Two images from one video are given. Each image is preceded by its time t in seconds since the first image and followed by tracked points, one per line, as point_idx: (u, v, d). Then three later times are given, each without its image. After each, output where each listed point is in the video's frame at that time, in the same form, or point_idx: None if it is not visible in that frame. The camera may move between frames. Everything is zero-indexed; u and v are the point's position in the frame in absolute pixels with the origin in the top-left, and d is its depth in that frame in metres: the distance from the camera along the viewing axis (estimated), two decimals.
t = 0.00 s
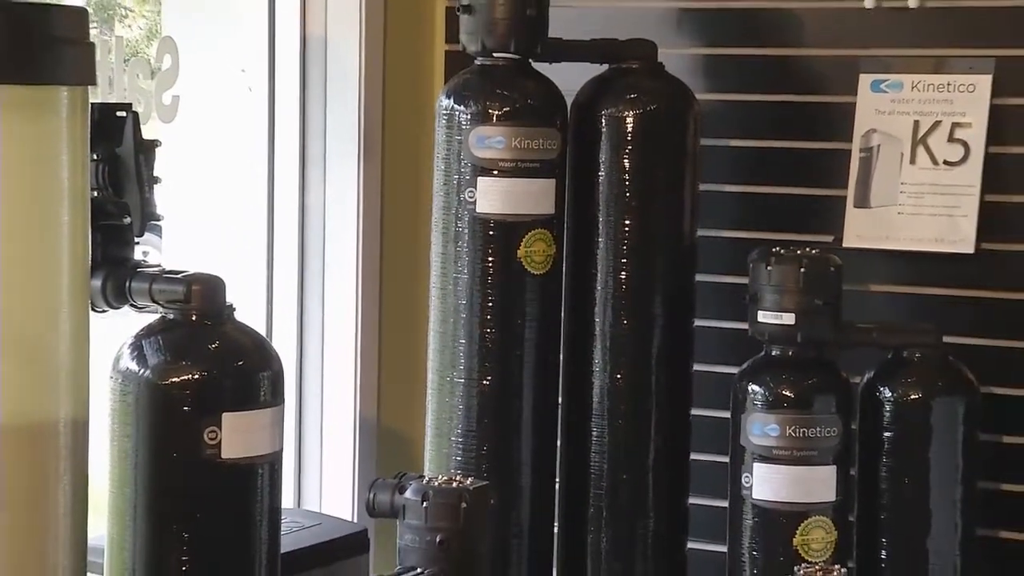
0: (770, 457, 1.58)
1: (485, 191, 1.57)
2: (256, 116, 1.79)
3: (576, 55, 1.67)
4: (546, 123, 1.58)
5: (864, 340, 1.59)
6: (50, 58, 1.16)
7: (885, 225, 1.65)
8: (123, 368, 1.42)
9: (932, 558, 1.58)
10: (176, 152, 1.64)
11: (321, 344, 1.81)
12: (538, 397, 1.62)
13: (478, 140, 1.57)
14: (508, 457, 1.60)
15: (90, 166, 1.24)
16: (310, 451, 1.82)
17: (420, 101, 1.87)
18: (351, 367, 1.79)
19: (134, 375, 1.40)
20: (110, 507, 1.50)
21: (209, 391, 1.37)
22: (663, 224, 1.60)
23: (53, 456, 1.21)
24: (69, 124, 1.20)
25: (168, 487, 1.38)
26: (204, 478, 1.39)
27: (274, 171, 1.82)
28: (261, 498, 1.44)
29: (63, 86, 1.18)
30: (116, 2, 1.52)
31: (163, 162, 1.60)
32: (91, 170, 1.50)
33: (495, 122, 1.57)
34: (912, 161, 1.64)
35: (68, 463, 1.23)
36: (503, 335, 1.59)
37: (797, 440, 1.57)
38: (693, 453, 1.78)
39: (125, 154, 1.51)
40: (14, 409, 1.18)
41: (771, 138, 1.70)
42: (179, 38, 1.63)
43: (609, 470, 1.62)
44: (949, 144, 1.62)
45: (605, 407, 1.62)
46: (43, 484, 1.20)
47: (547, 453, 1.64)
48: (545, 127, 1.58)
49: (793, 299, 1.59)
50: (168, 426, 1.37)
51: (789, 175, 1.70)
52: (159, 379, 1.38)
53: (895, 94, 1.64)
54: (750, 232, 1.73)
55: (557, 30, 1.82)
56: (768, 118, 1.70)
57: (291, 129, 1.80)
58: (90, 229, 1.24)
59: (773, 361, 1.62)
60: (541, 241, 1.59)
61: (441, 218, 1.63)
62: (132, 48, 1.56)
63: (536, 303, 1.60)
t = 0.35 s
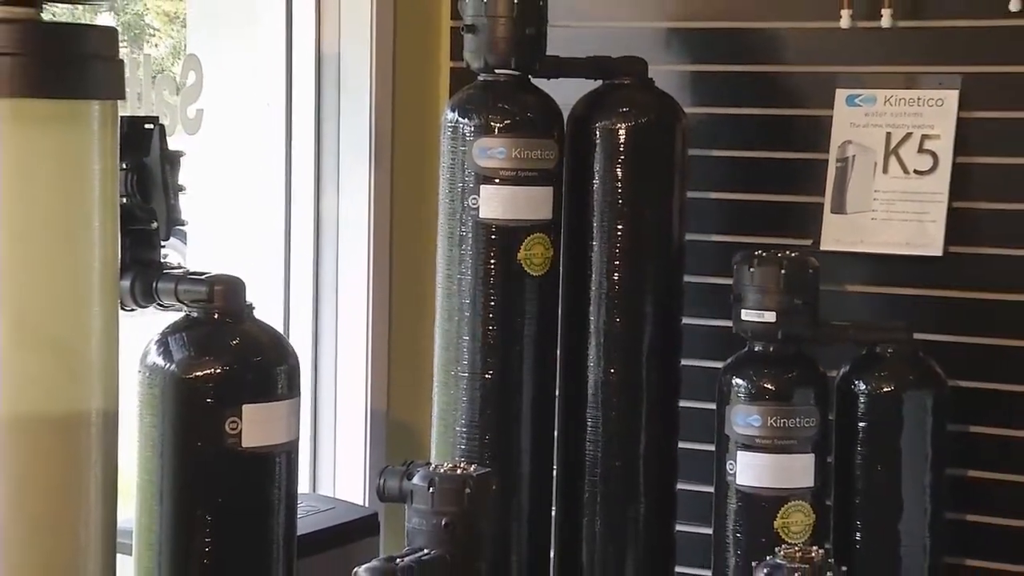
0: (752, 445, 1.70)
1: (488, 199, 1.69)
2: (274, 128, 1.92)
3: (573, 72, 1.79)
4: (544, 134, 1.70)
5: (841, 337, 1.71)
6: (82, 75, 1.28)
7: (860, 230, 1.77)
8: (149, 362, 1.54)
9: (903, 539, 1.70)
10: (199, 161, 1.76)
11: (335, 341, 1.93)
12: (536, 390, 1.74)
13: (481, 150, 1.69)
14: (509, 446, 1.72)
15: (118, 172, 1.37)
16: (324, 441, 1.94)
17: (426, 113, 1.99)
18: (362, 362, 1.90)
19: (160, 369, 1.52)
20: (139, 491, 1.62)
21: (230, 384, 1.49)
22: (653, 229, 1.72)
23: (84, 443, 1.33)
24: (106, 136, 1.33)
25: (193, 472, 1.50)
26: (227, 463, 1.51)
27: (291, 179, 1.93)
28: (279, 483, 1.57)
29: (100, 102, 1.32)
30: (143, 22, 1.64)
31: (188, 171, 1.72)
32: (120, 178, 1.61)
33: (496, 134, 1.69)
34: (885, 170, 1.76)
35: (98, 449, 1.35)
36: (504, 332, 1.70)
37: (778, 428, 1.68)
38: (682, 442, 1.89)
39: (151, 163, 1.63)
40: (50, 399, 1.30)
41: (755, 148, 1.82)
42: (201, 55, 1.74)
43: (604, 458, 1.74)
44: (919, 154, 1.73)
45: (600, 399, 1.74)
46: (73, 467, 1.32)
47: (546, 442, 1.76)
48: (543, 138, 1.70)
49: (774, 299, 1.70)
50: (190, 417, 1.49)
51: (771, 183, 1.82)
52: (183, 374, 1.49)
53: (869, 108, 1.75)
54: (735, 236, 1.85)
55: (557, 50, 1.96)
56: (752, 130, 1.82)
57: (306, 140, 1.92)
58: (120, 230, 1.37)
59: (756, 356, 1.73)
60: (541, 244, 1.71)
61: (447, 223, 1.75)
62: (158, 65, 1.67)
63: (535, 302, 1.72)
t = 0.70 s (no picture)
0: (737, 434, 1.81)
1: (489, 205, 1.82)
2: (291, 138, 2.05)
3: (569, 87, 1.92)
4: (542, 145, 1.83)
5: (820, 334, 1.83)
6: (114, 88, 1.36)
7: (837, 234, 1.90)
8: (176, 358, 1.68)
9: (876, 522, 1.82)
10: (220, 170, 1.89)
11: (347, 338, 2.06)
12: (535, 383, 1.87)
13: (483, 160, 1.81)
14: (510, 435, 1.84)
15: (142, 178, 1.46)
16: (338, 431, 2.08)
17: (432, 124, 2.12)
18: (372, 357, 2.03)
19: (186, 364, 1.65)
20: (164, 477, 1.74)
21: (250, 378, 1.62)
22: (643, 234, 1.85)
23: (115, 434, 1.40)
24: (133, 145, 1.42)
25: (217, 459, 1.63)
26: (249, 451, 1.64)
27: (305, 186, 2.06)
28: (296, 470, 1.70)
29: (129, 115, 1.41)
30: (170, 42, 1.77)
31: (211, 179, 1.85)
32: (148, 185, 1.73)
33: (497, 145, 1.81)
34: (860, 179, 1.89)
35: (127, 440, 1.42)
36: (505, 329, 1.83)
37: (760, 419, 1.80)
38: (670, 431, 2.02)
39: (176, 172, 1.75)
40: (86, 393, 1.37)
41: (738, 158, 1.96)
42: (223, 71, 1.87)
43: (598, 447, 1.87)
44: (891, 163, 1.86)
45: (595, 391, 1.87)
46: (105, 458, 1.39)
47: (545, 431, 1.89)
48: (541, 149, 1.83)
49: (757, 299, 1.82)
50: (213, 408, 1.62)
51: (754, 190, 1.95)
52: (206, 367, 1.63)
53: (845, 120, 1.88)
54: (720, 239, 1.98)
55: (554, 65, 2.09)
56: (736, 140, 1.96)
57: (321, 150, 2.06)
58: (145, 234, 1.45)
59: (740, 351, 1.85)
60: (539, 247, 1.84)
61: (452, 228, 1.87)
62: (183, 82, 1.80)
63: (533, 302, 1.85)
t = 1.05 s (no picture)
0: (722, 425, 1.94)
1: (492, 211, 1.95)
2: (306, 146, 2.19)
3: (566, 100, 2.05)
4: (541, 155, 1.96)
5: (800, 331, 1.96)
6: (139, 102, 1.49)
7: (816, 238, 2.03)
8: (199, 353, 1.81)
9: (852, 506, 1.96)
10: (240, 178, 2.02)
11: (358, 335, 2.20)
12: (535, 376, 2.00)
13: (486, 168, 1.94)
14: (512, 425, 1.98)
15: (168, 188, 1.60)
16: (351, 422, 2.21)
17: (438, 133, 2.26)
18: (382, 353, 2.17)
19: (208, 358, 1.78)
20: (188, 464, 1.87)
21: (268, 372, 1.76)
22: (634, 237, 1.99)
23: (142, 424, 1.54)
24: (160, 156, 1.56)
25: (238, 447, 1.77)
26: (268, 440, 1.77)
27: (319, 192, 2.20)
28: (311, 457, 1.83)
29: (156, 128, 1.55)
30: (195, 60, 1.90)
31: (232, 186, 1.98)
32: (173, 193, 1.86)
33: (499, 154, 1.94)
34: (837, 186, 2.02)
35: (153, 428, 1.56)
36: (506, 327, 1.96)
37: (744, 410, 1.92)
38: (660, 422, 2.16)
39: (200, 180, 1.88)
40: (115, 383, 1.51)
41: (724, 166, 2.09)
42: (243, 87, 2.01)
43: (593, 436, 2.01)
44: (866, 172, 1.99)
45: (590, 383, 2.01)
46: (133, 445, 1.53)
47: (545, 421, 2.03)
48: (540, 158, 1.96)
49: (741, 298, 1.95)
50: (235, 399, 1.76)
51: (738, 196, 2.09)
52: (227, 362, 1.76)
53: (823, 132, 2.02)
54: (707, 243, 2.12)
55: (552, 79, 2.22)
56: (722, 150, 2.10)
57: (333, 158, 2.19)
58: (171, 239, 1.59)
59: (725, 347, 1.98)
60: (537, 250, 1.97)
61: (456, 233, 2.00)
62: (207, 96, 1.93)
63: (533, 301, 1.98)
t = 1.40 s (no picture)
0: (708, 416, 2.08)
1: (494, 216, 2.08)
2: (320, 153, 2.33)
3: (562, 113, 2.19)
4: (540, 164, 2.10)
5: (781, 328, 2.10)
6: (163, 115, 1.64)
7: (797, 242, 2.17)
8: (220, 350, 1.95)
9: (830, 491, 2.10)
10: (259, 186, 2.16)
11: (368, 331, 2.34)
12: (535, 370, 2.14)
13: (488, 176, 2.08)
14: (513, 416, 2.12)
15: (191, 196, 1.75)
16: (361, 413, 2.36)
17: (444, 145, 2.42)
18: (391, 348, 2.31)
19: (229, 353, 1.93)
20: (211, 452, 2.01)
21: (284, 368, 1.90)
22: (626, 240, 2.13)
23: (166, 415, 1.69)
24: (183, 166, 1.71)
25: (257, 436, 1.91)
26: (287, 429, 1.91)
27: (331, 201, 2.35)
28: (325, 445, 1.97)
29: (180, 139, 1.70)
30: (218, 75, 2.05)
31: (252, 194, 2.12)
32: (197, 200, 1.99)
33: (501, 163, 2.07)
34: (816, 194, 2.16)
35: (175, 418, 1.71)
36: (506, 324, 2.10)
37: (729, 402, 2.06)
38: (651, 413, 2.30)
39: (222, 188, 2.02)
40: (142, 377, 1.66)
41: (711, 175, 2.24)
42: (263, 101, 2.15)
43: (588, 427, 2.15)
44: (842, 180, 2.14)
45: (586, 377, 2.15)
46: (158, 433, 1.68)
47: (544, 412, 2.17)
48: (539, 167, 2.10)
49: (727, 298, 2.09)
50: (255, 392, 1.90)
51: (724, 203, 2.24)
52: (247, 357, 1.90)
53: (802, 143, 2.16)
54: (694, 246, 2.27)
55: (550, 93, 2.37)
56: (708, 160, 2.24)
57: (344, 169, 2.34)
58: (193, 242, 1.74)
59: (711, 343, 2.12)
60: (536, 253, 2.11)
61: (461, 237, 2.14)
62: (229, 109, 2.07)
63: (533, 300, 2.12)
